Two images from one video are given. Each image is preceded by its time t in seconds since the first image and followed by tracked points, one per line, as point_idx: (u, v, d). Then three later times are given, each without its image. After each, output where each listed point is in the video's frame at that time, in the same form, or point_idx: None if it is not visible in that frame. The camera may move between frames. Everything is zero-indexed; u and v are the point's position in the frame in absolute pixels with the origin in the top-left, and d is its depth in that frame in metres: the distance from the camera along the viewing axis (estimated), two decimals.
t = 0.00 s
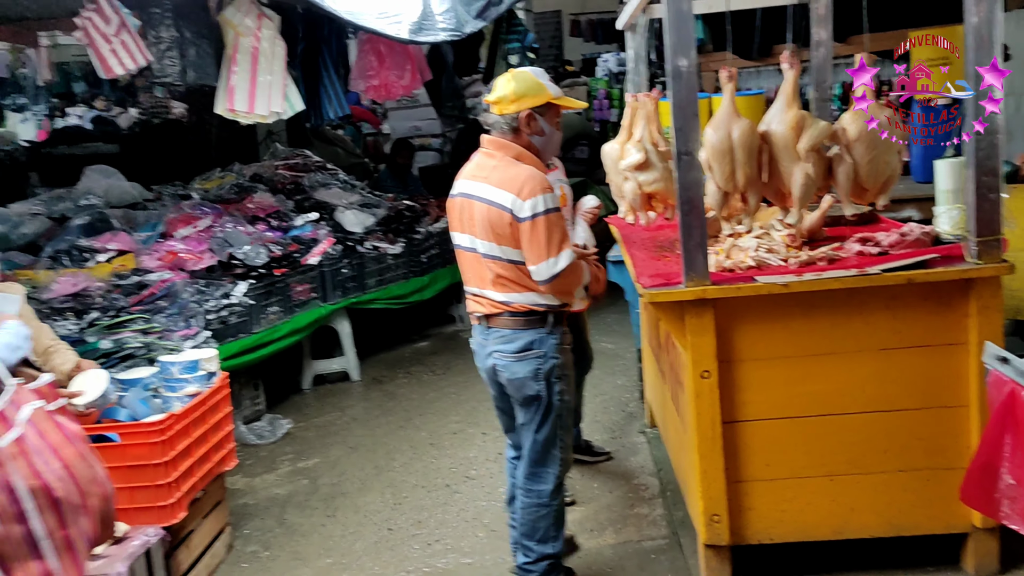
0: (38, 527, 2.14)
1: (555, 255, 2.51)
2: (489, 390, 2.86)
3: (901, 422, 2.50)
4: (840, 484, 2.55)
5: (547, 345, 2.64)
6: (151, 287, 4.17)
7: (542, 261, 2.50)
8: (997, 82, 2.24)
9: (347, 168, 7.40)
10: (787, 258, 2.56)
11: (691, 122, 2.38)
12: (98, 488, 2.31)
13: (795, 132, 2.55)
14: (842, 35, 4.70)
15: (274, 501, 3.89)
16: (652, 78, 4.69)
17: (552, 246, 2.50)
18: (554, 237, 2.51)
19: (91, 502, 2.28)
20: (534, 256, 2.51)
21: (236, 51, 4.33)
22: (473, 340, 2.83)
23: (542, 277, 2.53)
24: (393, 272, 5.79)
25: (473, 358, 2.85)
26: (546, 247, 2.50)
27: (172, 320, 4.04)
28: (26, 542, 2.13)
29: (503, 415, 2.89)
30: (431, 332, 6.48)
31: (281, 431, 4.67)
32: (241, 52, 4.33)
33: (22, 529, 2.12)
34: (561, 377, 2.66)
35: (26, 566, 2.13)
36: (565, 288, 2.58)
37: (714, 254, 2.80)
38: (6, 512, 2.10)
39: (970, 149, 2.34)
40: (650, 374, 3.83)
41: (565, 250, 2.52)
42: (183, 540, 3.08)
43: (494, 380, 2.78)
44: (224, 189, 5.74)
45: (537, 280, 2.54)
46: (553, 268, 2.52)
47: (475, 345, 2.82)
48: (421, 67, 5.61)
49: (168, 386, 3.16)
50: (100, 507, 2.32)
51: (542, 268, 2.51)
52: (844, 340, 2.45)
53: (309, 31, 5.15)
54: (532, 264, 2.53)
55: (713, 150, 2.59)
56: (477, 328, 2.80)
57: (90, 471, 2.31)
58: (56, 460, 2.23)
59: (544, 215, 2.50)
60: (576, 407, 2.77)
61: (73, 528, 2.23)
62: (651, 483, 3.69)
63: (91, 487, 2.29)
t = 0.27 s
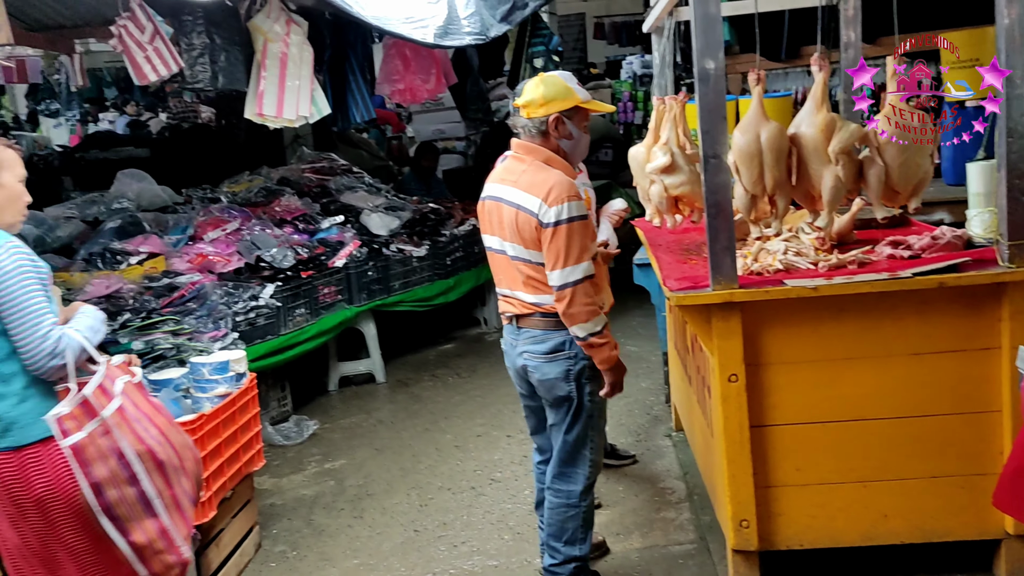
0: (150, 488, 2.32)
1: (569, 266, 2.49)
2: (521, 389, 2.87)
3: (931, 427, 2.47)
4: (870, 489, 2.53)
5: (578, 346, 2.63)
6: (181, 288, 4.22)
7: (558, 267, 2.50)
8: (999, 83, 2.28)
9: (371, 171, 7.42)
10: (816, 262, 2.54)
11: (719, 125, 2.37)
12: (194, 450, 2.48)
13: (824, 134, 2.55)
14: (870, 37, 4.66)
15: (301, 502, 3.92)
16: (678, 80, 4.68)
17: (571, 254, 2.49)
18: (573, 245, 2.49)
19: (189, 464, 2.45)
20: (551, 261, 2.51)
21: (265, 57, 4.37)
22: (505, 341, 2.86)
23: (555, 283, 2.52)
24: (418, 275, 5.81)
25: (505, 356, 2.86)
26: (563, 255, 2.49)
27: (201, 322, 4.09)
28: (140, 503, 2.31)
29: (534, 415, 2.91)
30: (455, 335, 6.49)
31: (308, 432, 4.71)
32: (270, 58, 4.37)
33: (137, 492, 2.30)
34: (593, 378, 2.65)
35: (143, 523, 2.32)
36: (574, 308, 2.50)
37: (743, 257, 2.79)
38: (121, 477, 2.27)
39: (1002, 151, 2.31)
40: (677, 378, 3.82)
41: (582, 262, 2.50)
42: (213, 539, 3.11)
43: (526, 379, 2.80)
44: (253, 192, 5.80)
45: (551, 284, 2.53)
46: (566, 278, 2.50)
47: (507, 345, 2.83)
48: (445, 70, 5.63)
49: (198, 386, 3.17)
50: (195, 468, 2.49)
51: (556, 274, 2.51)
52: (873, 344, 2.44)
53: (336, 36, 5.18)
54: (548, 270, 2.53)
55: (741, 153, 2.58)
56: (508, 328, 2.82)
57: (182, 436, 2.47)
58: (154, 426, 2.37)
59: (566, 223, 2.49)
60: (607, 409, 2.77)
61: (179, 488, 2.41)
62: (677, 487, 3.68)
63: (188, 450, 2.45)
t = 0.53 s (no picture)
0: (229, 464, 2.25)
1: (590, 264, 2.49)
2: (539, 388, 2.88)
3: (954, 430, 2.46)
4: (892, 492, 2.52)
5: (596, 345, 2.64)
6: (203, 289, 4.26)
7: (578, 266, 2.50)
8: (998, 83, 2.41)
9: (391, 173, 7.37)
10: (838, 263, 2.53)
11: (739, 127, 2.37)
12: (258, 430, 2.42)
13: (846, 134, 2.54)
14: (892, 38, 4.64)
15: (321, 501, 3.94)
16: (698, 81, 4.67)
17: (591, 253, 2.49)
18: (594, 244, 2.49)
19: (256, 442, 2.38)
20: (572, 260, 2.51)
21: (287, 59, 4.39)
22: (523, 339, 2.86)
23: (574, 280, 2.52)
24: (437, 276, 5.82)
25: (523, 355, 2.87)
26: (583, 254, 2.49)
27: (223, 322, 4.13)
28: (222, 479, 2.24)
29: (551, 414, 2.91)
30: (474, 336, 6.51)
31: (328, 432, 4.73)
32: (291, 61, 4.40)
33: (219, 468, 2.23)
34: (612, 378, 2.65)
35: (226, 498, 2.25)
36: (590, 308, 2.49)
37: (763, 259, 2.78)
38: (204, 454, 2.20)
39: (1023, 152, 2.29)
40: (696, 380, 3.81)
41: (601, 261, 2.49)
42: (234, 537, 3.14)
43: (544, 378, 2.80)
44: (273, 194, 5.84)
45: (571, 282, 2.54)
46: (585, 275, 2.50)
47: (526, 343, 2.84)
48: (465, 72, 5.65)
49: (219, 386, 3.23)
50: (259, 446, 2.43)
51: (576, 273, 2.51)
52: (895, 346, 2.42)
53: (357, 38, 5.22)
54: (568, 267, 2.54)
55: (761, 153, 2.57)
56: (527, 327, 2.83)
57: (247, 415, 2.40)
58: (224, 406, 2.30)
59: (587, 222, 2.49)
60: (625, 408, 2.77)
61: (252, 463, 2.34)
62: (696, 489, 3.67)
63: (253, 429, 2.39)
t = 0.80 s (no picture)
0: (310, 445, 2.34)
1: (600, 264, 2.49)
2: (553, 386, 2.88)
3: (973, 431, 2.44)
4: (910, 493, 2.50)
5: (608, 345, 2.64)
6: (220, 288, 4.29)
7: (589, 265, 2.50)
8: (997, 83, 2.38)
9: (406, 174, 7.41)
10: (855, 263, 2.51)
11: (755, 126, 2.36)
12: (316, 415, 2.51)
13: (864, 133, 2.53)
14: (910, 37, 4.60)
15: (336, 500, 3.95)
16: (714, 82, 4.66)
17: (602, 253, 2.48)
18: (606, 243, 2.49)
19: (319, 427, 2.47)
20: (583, 259, 2.51)
21: (302, 60, 4.41)
22: (538, 338, 2.86)
23: (585, 280, 2.52)
24: (452, 276, 5.83)
25: (537, 354, 2.87)
26: (595, 254, 2.49)
27: (240, 322, 4.20)
28: (305, 460, 2.33)
29: (565, 413, 2.91)
30: (489, 336, 6.51)
31: (343, 432, 4.75)
32: (307, 61, 4.41)
33: (303, 450, 2.31)
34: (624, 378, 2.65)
35: (311, 478, 2.33)
36: (603, 308, 2.49)
37: (780, 258, 2.76)
38: (288, 437, 2.28)
39: None
40: (713, 380, 3.79)
41: (612, 260, 2.49)
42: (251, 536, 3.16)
43: (557, 377, 2.80)
44: (289, 195, 5.87)
45: (583, 282, 2.54)
46: (596, 275, 2.50)
47: (540, 342, 2.84)
48: (479, 73, 5.66)
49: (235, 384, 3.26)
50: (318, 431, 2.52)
51: (586, 272, 2.51)
52: (913, 346, 2.40)
53: (373, 39, 5.23)
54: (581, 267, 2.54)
55: (778, 152, 2.56)
56: (541, 325, 2.83)
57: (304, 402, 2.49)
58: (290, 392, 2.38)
59: (599, 221, 2.49)
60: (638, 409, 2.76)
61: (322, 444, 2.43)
62: (713, 490, 3.66)
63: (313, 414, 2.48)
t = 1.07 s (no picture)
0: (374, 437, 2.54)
1: (614, 266, 2.49)
2: (564, 388, 2.88)
3: (988, 433, 2.42)
4: (924, 495, 2.48)
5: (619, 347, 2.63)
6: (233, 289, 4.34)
7: (602, 267, 2.50)
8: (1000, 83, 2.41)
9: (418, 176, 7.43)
10: (869, 263, 2.50)
11: (768, 126, 2.35)
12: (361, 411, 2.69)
13: (877, 133, 2.52)
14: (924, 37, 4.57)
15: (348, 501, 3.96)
16: (726, 83, 4.64)
17: (615, 255, 2.48)
18: (619, 245, 2.49)
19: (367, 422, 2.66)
20: (596, 261, 2.51)
21: (315, 62, 4.42)
22: (549, 339, 2.86)
23: (598, 283, 2.52)
24: (464, 278, 5.83)
25: (548, 355, 2.87)
26: (608, 256, 2.49)
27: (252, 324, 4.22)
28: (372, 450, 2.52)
29: (576, 414, 2.91)
30: (501, 338, 6.51)
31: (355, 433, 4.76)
32: (319, 63, 4.42)
33: (371, 441, 2.50)
34: (635, 381, 2.65)
35: (377, 467, 2.53)
36: (617, 310, 2.49)
37: (792, 259, 2.75)
38: (358, 428, 2.47)
39: None
40: (725, 382, 3.78)
41: (626, 262, 2.49)
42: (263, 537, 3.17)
43: (568, 378, 2.80)
44: (302, 197, 5.89)
45: (595, 284, 2.54)
46: (609, 277, 2.50)
47: (551, 343, 2.84)
48: (491, 74, 5.67)
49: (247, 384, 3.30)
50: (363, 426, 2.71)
51: (599, 274, 2.51)
52: (928, 347, 2.39)
53: (385, 40, 5.23)
54: (593, 269, 2.54)
55: (791, 152, 2.55)
56: (553, 326, 2.83)
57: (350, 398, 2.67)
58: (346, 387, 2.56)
59: (612, 223, 2.48)
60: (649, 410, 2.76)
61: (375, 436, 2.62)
62: (725, 493, 3.64)
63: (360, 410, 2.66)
